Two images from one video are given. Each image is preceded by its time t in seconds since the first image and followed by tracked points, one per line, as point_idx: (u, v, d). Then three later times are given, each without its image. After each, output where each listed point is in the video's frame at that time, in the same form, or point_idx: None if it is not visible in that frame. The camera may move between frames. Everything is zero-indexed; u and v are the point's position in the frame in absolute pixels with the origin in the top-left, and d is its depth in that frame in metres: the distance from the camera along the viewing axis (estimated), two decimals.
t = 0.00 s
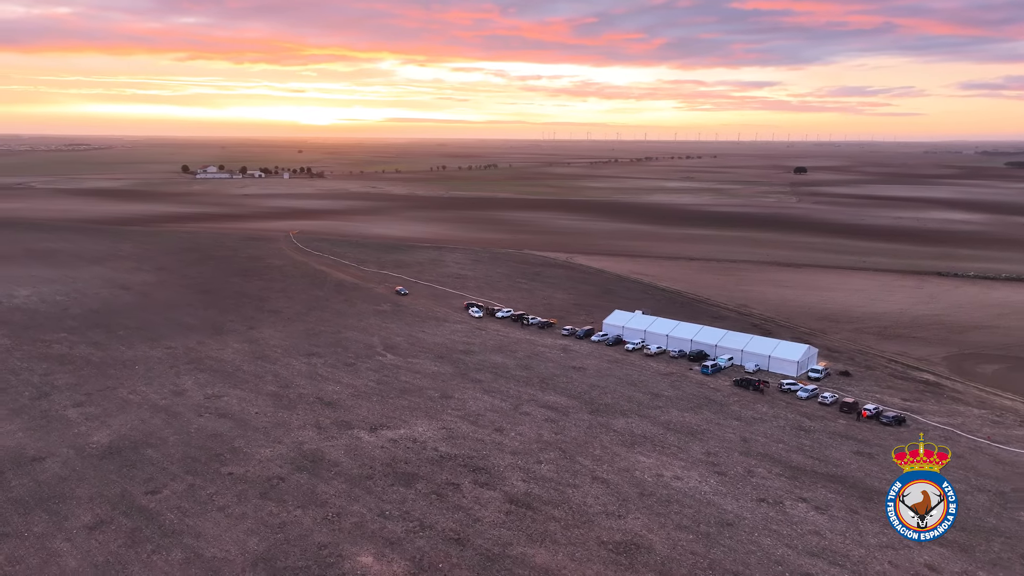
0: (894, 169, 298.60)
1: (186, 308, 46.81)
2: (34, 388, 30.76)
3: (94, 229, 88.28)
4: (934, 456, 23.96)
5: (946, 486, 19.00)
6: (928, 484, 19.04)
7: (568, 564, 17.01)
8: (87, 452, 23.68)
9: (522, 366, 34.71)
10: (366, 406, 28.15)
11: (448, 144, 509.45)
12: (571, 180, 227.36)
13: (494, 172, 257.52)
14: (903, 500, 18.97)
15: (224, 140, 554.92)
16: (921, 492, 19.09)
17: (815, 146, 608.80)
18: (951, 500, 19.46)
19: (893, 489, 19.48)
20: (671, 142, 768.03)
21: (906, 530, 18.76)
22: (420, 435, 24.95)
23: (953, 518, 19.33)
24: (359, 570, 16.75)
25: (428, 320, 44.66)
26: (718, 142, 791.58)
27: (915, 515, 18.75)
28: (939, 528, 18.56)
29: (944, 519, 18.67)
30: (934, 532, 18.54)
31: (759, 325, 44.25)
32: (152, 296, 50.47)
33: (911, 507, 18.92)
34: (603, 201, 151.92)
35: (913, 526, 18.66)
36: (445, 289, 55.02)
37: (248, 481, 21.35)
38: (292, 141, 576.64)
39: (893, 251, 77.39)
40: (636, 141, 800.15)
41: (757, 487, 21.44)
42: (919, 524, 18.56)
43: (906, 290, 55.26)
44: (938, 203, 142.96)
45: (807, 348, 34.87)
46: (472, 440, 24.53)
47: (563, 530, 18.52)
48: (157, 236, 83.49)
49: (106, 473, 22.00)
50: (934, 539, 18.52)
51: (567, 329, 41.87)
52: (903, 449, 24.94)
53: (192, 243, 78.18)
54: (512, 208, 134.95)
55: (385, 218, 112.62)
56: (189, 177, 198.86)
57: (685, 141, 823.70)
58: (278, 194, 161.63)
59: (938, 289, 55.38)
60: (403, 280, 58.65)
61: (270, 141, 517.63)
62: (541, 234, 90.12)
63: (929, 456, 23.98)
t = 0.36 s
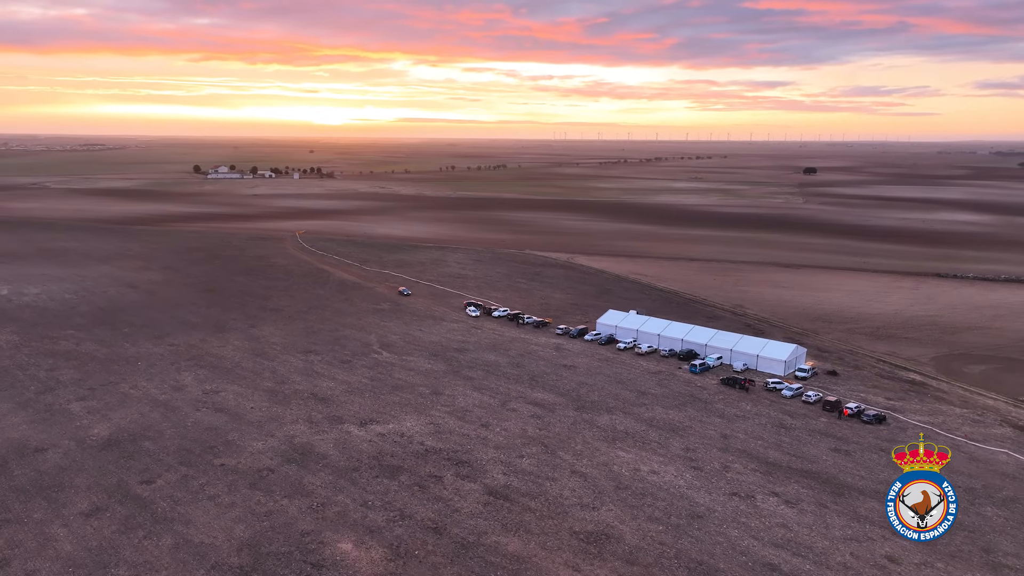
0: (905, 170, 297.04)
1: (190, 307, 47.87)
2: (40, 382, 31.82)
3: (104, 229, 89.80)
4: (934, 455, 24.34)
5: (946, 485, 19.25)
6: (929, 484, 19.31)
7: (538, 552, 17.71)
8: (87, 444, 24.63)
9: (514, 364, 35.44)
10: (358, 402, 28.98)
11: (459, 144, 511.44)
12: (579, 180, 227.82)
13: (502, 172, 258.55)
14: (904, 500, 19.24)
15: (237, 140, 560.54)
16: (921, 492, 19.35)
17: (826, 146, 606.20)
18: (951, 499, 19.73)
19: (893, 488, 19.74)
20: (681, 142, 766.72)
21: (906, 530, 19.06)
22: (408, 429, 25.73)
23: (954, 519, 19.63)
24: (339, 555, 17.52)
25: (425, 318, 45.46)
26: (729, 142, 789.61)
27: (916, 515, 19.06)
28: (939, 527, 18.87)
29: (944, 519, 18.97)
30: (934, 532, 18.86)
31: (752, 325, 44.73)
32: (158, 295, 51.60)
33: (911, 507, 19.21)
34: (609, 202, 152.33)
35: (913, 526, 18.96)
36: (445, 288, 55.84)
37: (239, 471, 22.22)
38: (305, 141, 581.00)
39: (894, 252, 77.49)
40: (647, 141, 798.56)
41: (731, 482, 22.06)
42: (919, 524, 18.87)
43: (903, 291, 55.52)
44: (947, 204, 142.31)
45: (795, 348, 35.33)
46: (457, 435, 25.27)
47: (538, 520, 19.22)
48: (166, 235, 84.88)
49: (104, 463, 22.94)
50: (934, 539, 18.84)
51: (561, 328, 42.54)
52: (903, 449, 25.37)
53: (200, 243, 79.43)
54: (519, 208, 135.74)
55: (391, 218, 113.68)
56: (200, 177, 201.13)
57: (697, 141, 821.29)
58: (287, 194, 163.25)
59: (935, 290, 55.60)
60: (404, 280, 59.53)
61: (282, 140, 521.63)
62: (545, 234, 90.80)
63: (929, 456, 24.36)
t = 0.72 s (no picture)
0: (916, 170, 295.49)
1: (194, 305, 48.92)
2: (45, 377, 32.86)
3: (115, 228, 91.31)
4: (934, 456, 24.58)
5: (946, 486, 19.50)
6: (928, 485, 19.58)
7: (512, 541, 18.42)
8: (87, 436, 25.56)
9: (506, 362, 36.15)
10: (351, 397, 29.78)
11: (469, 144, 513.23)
12: (587, 180, 228.29)
13: (511, 172, 259.52)
14: (904, 501, 19.49)
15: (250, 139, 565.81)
16: (921, 492, 19.57)
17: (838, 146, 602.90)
18: (951, 500, 19.98)
19: (893, 489, 19.98)
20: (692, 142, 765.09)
21: (906, 530, 19.31)
22: (397, 424, 26.49)
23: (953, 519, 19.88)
24: (321, 542, 18.30)
25: (423, 317, 46.26)
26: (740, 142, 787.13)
27: (915, 515, 19.30)
28: (939, 528, 19.11)
29: (944, 520, 19.23)
30: (934, 532, 19.11)
31: (746, 325, 45.20)
32: (164, 293, 52.70)
33: (911, 507, 19.45)
34: (615, 202, 152.76)
35: (913, 526, 19.22)
36: (445, 288, 56.62)
37: (231, 463, 23.07)
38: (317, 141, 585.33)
39: (896, 253, 77.52)
40: (657, 141, 797.01)
41: (707, 476, 22.64)
42: (919, 523, 19.12)
43: (900, 292, 55.76)
44: (955, 205, 141.69)
45: (784, 347, 35.81)
46: (443, 430, 26.00)
47: (514, 511, 19.93)
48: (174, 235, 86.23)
49: (102, 455, 23.86)
50: (934, 539, 19.10)
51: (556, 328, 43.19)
52: (903, 449, 25.67)
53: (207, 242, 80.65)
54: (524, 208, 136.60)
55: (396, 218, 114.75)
56: (212, 177, 203.36)
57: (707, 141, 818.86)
58: (296, 194, 164.88)
59: (932, 291, 55.81)
60: (405, 280, 60.37)
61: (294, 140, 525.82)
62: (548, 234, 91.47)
63: (929, 456, 24.59)
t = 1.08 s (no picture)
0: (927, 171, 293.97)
1: (199, 303, 50.01)
2: (51, 372, 33.92)
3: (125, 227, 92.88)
4: (934, 455, 24.78)
5: (946, 486, 19.63)
6: (928, 485, 19.71)
7: (488, 530, 19.16)
8: (89, 429, 26.52)
9: (499, 360, 36.87)
10: (345, 393, 30.61)
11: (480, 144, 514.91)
12: (596, 181, 228.80)
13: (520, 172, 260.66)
14: (903, 501, 19.69)
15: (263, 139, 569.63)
16: (921, 492, 19.77)
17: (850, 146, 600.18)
18: (951, 499, 20.15)
19: (894, 488, 20.18)
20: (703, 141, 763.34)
21: (906, 530, 19.58)
22: (386, 419, 27.27)
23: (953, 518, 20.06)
24: (304, 530, 19.11)
25: (421, 316, 47.07)
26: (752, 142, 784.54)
27: (916, 515, 19.51)
28: (939, 527, 19.32)
29: (944, 519, 19.40)
30: (934, 532, 19.36)
31: (739, 325, 45.67)
32: (170, 291, 53.85)
33: (911, 507, 19.65)
34: (621, 203, 153.26)
35: (913, 526, 19.47)
36: (445, 287, 57.43)
37: (225, 455, 23.93)
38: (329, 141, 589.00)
39: (898, 254, 77.57)
40: (669, 140, 794.90)
41: (684, 471, 23.25)
42: (919, 524, 19.35)
43: (898, 292, 56.00)
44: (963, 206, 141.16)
45: (773, 347, 36.28)
46: (431, 425, 26.74)
47: (493, 502, 20.66)
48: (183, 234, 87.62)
49: (102, 446, 24.79)
50: (934, 539, 19.35)
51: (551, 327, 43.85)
52: (903, 449, 25.91)
53: (214, 242, 81.92)
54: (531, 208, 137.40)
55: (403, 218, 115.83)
56: (223, 177, 205.58)
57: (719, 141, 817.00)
58: (305, 194, 166.50)
59: (930, 292, 56.04)
60: (407, 279, 61.24)
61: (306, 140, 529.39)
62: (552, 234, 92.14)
63: (930, 456, 24.80)
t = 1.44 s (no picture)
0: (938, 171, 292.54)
1: (204, 301, 51.05)
2: (57, 368, 34.96)
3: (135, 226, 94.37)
4: (934, 455, 25.08)
5: (945, 485, 19.98)
6: (926, 484, 20.04)
7: (466, 520, 19.87)
8: (90, 422, 27.47)
9: (492, 358, 37.60)
10: (339, 390, 31.38)
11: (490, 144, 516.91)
12: (603, 181, 229.37)
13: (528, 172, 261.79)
14: (903, 500, 19.99)
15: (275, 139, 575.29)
16: (921, 492, 20.05)
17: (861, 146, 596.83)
18: (950, 499, 20.47)
19: (894, 488, 20.47)
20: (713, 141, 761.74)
21: (906, 530, 19.88)
22: (377, 414, 28.03)
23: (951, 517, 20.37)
24: (291, 518, 19.91)
25: (419, 315, 47.86)
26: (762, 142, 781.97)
27: (916, 515, 19.78)
28: (939, 527, 19.62)
29: (944, 519, 19.72)
30: (934, 532, 19.66)
31: (733, 324, 46.15)
32: (176, 290, 54.98)
33: (911, 507, 19.95)
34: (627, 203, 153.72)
35: (913, 526, 19.75)
36: (445, 287, 58.20)
37: (218, 447, 24.78)
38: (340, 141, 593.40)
39: (901, 255, 77.60)
40: (679, 140, 794.37)
41: (663, 466, 23.84)
42: (919, 523, 19.63)
43: (896, 293, 56.22)
44: (971, 206, 140.52)
45: (763, 346, 36.72)
46: (419, 420, 27.47)
47: (473, 494, 21.36)
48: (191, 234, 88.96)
49: (101, 438, 25.70)
50: (934, 539, 19.67)
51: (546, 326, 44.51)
52: (903, 449, 26.23)
53: (221, 241, 83.17)
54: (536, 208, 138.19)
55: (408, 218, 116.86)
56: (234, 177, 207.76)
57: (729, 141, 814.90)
58: (314, 194, 168.08)
59: (927, 292, 56.27)
60: (408, 279, 62.08)
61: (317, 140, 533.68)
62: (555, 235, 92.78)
63: (929, 456, 25.09)
